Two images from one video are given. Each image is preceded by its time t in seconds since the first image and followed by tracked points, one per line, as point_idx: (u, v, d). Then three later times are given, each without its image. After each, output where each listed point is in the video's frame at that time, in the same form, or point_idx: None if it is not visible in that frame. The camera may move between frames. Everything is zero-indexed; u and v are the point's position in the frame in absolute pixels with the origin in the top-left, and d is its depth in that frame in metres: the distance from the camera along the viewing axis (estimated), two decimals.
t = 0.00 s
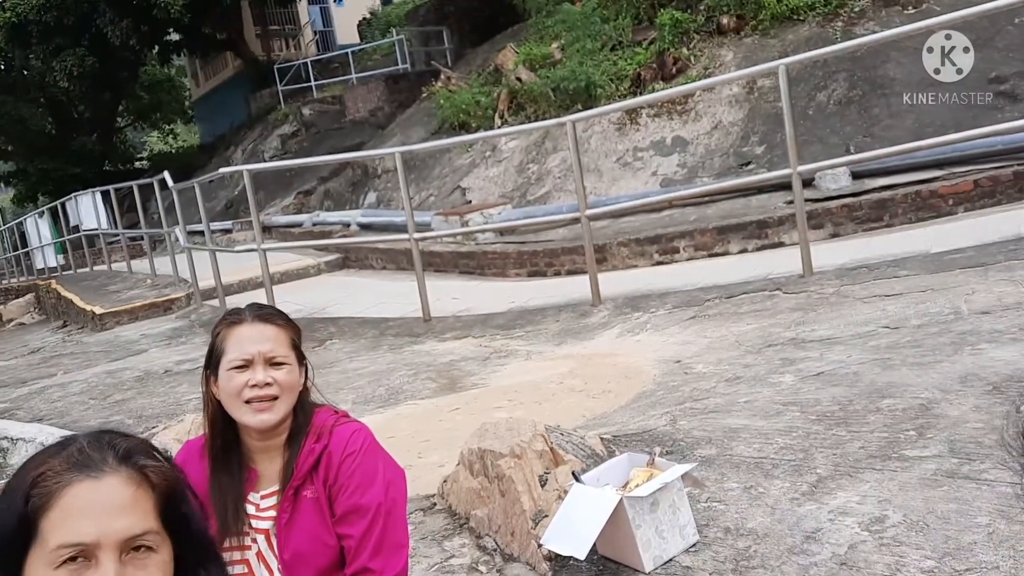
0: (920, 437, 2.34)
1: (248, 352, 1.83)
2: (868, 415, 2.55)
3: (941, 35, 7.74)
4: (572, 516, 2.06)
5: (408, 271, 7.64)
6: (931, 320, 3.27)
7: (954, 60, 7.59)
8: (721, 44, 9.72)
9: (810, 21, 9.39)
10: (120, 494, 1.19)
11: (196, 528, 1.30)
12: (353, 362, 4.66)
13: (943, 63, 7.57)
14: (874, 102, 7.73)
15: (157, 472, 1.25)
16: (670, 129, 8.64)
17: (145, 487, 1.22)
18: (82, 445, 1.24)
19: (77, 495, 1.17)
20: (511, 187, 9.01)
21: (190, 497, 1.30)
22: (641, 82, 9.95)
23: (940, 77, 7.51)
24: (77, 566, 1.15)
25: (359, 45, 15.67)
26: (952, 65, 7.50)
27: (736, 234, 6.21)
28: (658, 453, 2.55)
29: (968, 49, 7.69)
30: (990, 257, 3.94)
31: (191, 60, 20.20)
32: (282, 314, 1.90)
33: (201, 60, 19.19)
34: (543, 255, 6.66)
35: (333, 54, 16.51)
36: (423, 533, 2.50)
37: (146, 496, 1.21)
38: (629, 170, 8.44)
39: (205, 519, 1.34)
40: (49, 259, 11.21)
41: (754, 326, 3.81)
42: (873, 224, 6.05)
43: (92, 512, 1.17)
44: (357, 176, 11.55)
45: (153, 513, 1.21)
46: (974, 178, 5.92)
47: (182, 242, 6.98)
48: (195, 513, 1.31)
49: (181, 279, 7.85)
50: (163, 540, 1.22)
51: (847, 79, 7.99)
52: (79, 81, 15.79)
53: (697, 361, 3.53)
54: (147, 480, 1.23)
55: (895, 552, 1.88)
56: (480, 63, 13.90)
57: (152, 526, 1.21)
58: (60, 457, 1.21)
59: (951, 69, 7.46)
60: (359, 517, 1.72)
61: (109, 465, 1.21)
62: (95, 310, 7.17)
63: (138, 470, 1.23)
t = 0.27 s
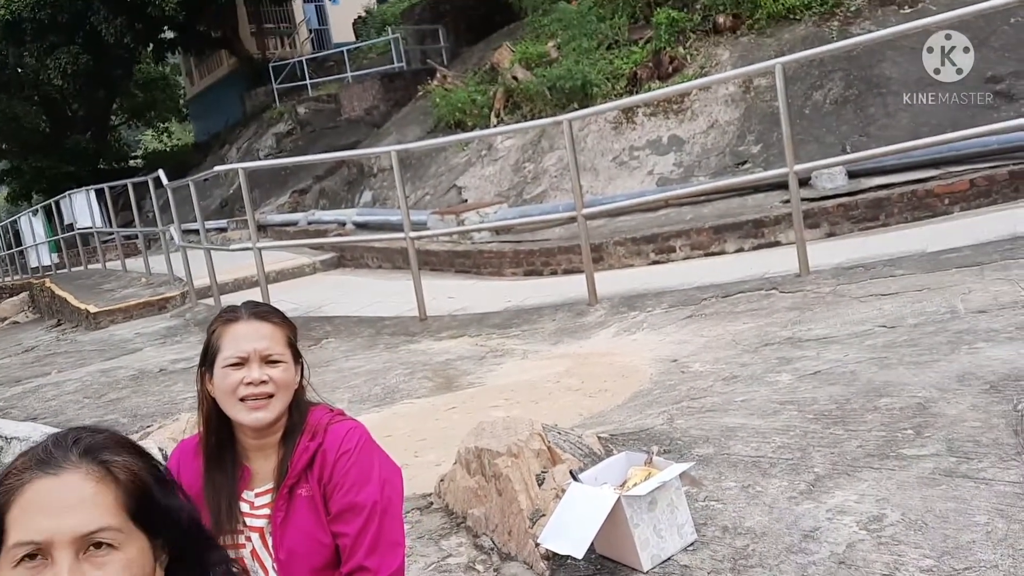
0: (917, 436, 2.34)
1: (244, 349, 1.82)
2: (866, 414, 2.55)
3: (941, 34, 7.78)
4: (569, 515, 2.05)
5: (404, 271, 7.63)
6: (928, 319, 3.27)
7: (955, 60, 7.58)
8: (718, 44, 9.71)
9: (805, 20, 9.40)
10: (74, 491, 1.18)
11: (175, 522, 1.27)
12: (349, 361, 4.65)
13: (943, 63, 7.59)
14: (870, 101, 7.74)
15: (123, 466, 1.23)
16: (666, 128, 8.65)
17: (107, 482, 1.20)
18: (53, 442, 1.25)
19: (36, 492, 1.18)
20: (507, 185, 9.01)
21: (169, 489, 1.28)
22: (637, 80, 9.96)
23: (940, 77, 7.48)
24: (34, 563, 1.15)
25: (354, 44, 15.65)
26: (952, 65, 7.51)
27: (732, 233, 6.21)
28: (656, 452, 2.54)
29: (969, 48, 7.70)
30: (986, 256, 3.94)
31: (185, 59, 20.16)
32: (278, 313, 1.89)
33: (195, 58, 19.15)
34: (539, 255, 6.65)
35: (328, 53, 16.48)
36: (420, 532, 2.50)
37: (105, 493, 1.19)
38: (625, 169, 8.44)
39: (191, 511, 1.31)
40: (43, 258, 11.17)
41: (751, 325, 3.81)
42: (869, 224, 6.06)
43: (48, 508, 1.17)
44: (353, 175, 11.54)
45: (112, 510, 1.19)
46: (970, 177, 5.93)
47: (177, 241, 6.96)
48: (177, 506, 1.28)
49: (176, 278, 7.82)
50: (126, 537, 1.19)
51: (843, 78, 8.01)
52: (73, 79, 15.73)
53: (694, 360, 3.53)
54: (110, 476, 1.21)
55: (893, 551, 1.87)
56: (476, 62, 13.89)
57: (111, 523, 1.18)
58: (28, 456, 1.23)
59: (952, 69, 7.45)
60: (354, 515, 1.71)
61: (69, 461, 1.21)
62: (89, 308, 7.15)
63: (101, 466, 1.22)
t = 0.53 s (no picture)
0: (910, 432, 2.35)
1: (239, 346, 1.83)
2: (859, 410, 2.56)
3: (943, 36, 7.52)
4: (564, 511, 2.07)
5: (400, 269, 7.64)
6: (922, 316, 3.29)
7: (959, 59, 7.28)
8: (713, 42, 9.72)
9: (800, 18, 9.40)
10: (76, 473, 1.25)
11: (169, 502, 1.35)
12: (345, 359, 4.66)
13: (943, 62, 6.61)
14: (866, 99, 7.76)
15: (118, 451, 1.30)
16: (662, 127, 8.66)
17: (105, 465, 1.27)
18: (47, 431, 1.31)
19: (34, 478, 1.23)
20: (503, 184, 9.03)
21: (160, 473, 1.35)
22: (633, 78, 9.97)
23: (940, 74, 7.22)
24: (38, 545, 1.20)
25: (349, 42, 15.64)
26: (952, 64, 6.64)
27: (728, 231, 6.23)
28: (651, 448, 2.55)
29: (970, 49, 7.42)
30: (980, 254, 3.96)
31: (181, 57, 20.14)
32: (274, 310, 1.90)
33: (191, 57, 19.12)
34: (535, 253, 6.67)
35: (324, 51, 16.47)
36: (416, 528, 2.50)
37: (105, 475, 1.26)
38: (621, 167, 8.45)
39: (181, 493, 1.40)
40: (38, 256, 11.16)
41: (746, 323, 3.82)
42: (864, 222, 6.08)
43: (48, 491, 1.22)
44: (349, 173, 11.53)
45: (111, 490, 1.25)
46: (964, 175, 5.95)
47: (173, 239, 6.95)
48: (169, 489, 1.36)
49: (172, 276, 7.82)
50: (126, 516, 1.26)
51: (837, 76, 8.10)
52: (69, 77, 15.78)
53: (689, 357, 3.54)
54: (106, 458, 1.28)
55: (886, 545, 1.89)
56: (472, 60, 13.89)
57: (112, 502, 1.25)
58: (23, 444, 1.28)
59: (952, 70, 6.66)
60: (349, 512, 1.71)
61: (66, 447, 1.28)
62: (84, 307, 7.14)
63: (97, 450, 1.29)
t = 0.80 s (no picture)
0: (908, 429, 2.35)
1: (235, 343, 1.82)
2: (857, 407, 2.57)
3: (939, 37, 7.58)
4: (563, 509, 2.07)
5: (397, 267, 7.63)
6: (919, 313, 3.29)
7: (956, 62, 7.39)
8: (710, 39, 9.72)
9: (797, 15, 9.41)
10: (77, 476, 1.24)
11: (169, 504, 1.34)
12: (342, 357, 4.65)
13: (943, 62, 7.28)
14: (862, 97, 7.77)
15: (119, 453, 1.29)
16: (659, 124, 8.66)
17: (106, 467, 1.26)
18: (50, 431, 1.30)
19: (35, 479, 1.23)
20: (500, 181, 9.03)
21: (159, 473, 1.35)
22: (630, 76, 9.97)
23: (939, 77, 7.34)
24: (37, 547, 1.20)
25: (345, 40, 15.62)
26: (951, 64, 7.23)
27: (725, 228, 6.24)
28: (648, 446, 2.55)
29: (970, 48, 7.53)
30: (977, 251, 3.97)
31: (176, 55, 20.09)
32: (270, 307, 1.90)
33: (186, 55, 19.08)
34: (532, 251, 6.67)
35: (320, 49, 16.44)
36: (414, 526, 2.50)
37: (105, 478, 1.25)
38: (618, 165, 8.46)
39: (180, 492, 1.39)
40: (33, 255, 11.13)
41: (743, 320, 3.83)
42: (861, 219, 6.09)
43: (49, 494, 1.22)
44: (345, 171, 11.52)
45: (112, 493, 1.25)
46: (961, 172, 5.96)
47: (169, 238, 6.93)
48: (169, 489, 1.35)
49: (168, 275, 7.81)
50: (126, 519, 1.25)
51: (834, 73, 8.02)
52: (62, 75, 15.84)
53: (687, 355, 3.54)
54: (107, 461, 1.27)
55: (884, 541, 1.89)
56: (468, 58, 13.88)
57: (111, 506, 1.24)
58: (25, 444, 1.27)
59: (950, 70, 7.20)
60: (347, 510, 1.71)
61: (67, 448, 1.27)
62: (80, 305, 7.13)
63: (99, 452, 1.28)
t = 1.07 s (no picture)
0: (906, 428, 2.36)
1: (223, 365, 1.80)
2: (856, 406, 2.57)
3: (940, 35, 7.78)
4: (564, 508, 2.07)
5: (394, 267, 7.62)
6: (917, 313, 3.30)
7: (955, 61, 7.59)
8: (706, 39, 9.72)
9: (794, 14, 9.40)
10: (90, 478, 1.24)
11: (182, 506, 1.34)
12: (340, 358, 4.65)
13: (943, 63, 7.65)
14: (859, 96, 7.78)
15: (133, 455, 1.29)
16: (655, 123, 8.66)
17: (119, 470, 1.26)
18: (66, 432, 1.30)
19: (49, 480, 1.23)
20: (496, 180, 9.03)
21: (173, 476, 1.35)
22: (626, 75, 9.98)
23: (940, 77, 7.54)
24: (48, 547, 1.21)
25: (341, 40, 15.59)
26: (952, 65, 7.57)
27: (722, 228, 6.25)
28: (648, 446, 2.55)
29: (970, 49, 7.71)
30: (973, 250, 3.98)
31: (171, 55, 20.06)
32: (254, 315, 1.84)
33: (181, 55, 19.06)
34: (529, 250, 6.67)
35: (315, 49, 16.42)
36: (414, 527, 2.50)
37: (118, 480, 1.26)
38: (614, 164, 8.47)
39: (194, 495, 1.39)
40: (29, 256, 11.11)
41: (741, 320, 3.83)
42: (857, 218, 6.11)
43: (61, 495, 1.22)
44: (341, 171, 11.51)
45: (124, 496, 1.25)
46: (957, 171, 5.97)
47: (166, 238, 6.91)
48: (182, 492, 1.35)
49: (165, 275, 7.79)
50: (136, 522, 1.26)
51: (831, 72, 8.02)
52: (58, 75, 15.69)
53: (685, 355, 3.55)
54: (121, 463, 1.27)
55: (883, 540, 1.89)
56: (464, 57, 13.88)
57: (122, 508, 1.24)
58: (41, 444, 1.28)
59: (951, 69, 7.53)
60: (350, 507, 1.71)
61: (81, 450, 1.27)
62: (77, 306, 7.12)
63: (113, 453, 1.28)
